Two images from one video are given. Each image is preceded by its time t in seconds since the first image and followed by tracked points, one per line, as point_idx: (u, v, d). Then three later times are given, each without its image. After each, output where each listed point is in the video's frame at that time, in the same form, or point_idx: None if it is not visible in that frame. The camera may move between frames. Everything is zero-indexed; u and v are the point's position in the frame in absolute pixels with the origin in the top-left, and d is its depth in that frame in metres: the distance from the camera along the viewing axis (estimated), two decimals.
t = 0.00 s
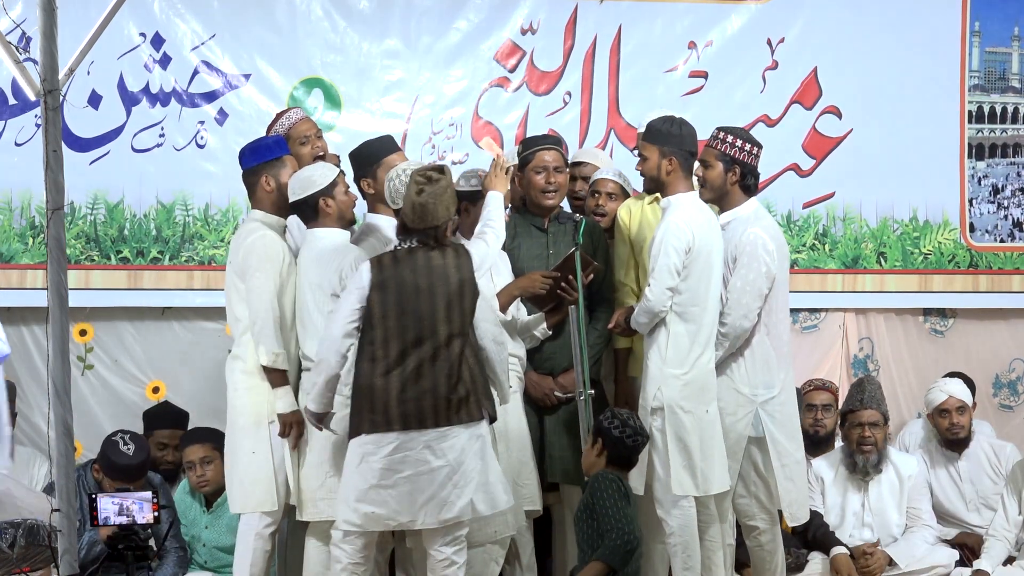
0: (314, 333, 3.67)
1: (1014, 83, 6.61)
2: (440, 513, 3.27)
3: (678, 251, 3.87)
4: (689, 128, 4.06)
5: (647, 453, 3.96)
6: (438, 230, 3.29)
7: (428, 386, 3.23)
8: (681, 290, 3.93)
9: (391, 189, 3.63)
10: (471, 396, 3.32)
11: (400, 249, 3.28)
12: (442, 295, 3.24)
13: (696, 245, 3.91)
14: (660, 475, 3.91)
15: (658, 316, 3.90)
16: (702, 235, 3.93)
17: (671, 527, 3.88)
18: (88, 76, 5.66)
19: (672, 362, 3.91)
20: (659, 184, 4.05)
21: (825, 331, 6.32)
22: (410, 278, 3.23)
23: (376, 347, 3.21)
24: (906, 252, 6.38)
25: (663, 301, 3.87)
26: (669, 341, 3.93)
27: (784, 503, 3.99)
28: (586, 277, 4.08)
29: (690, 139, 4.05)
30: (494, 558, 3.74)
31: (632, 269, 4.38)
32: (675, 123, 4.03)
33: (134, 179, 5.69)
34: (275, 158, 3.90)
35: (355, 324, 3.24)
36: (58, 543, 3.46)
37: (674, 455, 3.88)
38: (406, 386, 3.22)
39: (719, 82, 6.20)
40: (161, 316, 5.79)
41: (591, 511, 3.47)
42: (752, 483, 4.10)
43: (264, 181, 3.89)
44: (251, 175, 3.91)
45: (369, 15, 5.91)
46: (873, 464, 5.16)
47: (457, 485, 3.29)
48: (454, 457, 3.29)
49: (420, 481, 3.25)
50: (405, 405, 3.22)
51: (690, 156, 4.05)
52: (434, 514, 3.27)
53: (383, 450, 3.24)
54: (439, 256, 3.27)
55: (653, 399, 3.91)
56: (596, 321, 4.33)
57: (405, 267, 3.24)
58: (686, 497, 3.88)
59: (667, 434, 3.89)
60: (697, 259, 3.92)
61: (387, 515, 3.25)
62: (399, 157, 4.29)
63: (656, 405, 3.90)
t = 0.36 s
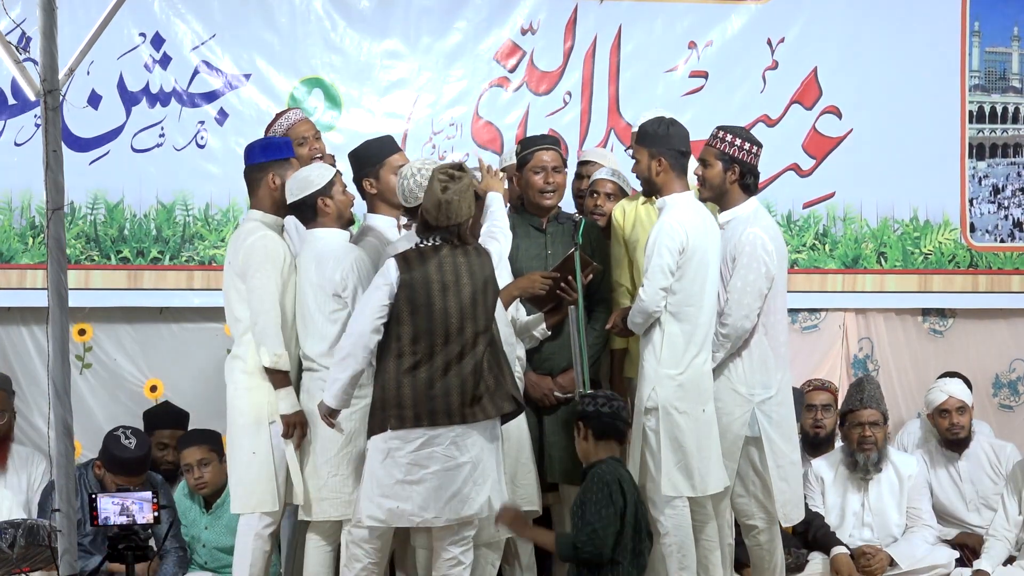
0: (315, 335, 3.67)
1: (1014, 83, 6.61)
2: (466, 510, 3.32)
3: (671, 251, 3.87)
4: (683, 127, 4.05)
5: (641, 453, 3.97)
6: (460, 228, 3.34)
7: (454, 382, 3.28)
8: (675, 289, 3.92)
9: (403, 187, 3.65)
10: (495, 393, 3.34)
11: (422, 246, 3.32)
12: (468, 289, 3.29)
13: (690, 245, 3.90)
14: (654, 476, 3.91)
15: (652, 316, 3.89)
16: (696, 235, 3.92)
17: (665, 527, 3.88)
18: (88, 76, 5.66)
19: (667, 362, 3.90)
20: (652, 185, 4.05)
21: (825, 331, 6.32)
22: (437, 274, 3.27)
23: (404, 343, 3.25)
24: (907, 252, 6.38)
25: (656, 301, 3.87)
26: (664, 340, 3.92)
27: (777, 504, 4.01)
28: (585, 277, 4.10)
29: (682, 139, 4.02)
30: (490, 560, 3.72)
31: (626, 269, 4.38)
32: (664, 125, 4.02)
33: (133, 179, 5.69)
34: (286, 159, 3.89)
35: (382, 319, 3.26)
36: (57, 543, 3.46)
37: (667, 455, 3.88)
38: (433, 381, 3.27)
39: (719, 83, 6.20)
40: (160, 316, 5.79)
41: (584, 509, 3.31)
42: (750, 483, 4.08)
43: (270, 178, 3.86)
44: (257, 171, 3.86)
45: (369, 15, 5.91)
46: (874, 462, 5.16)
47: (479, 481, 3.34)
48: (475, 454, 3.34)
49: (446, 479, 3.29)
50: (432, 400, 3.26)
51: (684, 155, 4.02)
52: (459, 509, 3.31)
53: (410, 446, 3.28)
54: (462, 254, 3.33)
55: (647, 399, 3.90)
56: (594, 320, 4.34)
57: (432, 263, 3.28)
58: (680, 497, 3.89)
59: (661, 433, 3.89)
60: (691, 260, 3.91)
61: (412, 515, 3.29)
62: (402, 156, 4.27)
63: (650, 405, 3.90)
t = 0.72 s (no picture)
0: (319, 337, 3.69)
1: (1014, 83, 6.61)
2: (475, 511, 3.33)
3: (666, 252, 3.88)
4: (679, 126, 4.04)
5: (636, 453, 3.98)
6: (466, 227, 3.33)
7: (463, 385, 3.27)
8: (671, 290, 3.93)
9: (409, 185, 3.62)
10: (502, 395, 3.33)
11: (429, 248, 3.30)
12: (476, 291, 3.29)
13: (685, 246, 3.90)
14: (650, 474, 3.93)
15: (647, 317, 3.91)
16: (692, 236, 3.92)
17: (662, 527, 3.89)
18: (88, 76, 5.67)
19: (662, 362, 3.91)
20: (649, 185, 4.05)
21: (826, 330, 6.32)
22: (444, 278, 3.26)
23: (414, 346, 3.23)
24: (907, 252, 6.38)
25: (651, 302, 3.89)
26: (659, 341, 3.92)
27: (774, 502, 4.01)
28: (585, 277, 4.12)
29: (678, 138, 4.02)
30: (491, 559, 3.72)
31: (623, 268, 4.39)
32: (663, 123, 4.01)
33: (134, 179, 5.69)
34: (291, 161, 3.90)
35: (390, 323, 3.24)
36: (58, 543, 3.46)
37: (663, 455, 3.89)
38: (443, 384, 3.26)
39: (719, 82, 6.20)
40: (160, 316, 5.80)
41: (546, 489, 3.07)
42: (749, 482, 4.08)
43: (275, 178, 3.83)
44: (262, 167, 3.84)
45: (370, 15, 5.92)
46: (875, 463, 5.16)
47: (488, 483, 3.35)
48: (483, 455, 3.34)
49: (455, 481, 3.30)
50: (443, 403, 3.25)
51: (679, 155, 4.02)
52: (469, 511, 3.32)
53: (420, 449, 3.28)
54: (469, 255, 3.31)
55: (643, 399, 3.92)
56: (593, 320, 4.34)
57: (438, 267, 3.26)
58: (676, 497, 3.89)
59: (656, 433, 3.90)
60: (687, 260, 3.91)
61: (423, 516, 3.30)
62: (402, 157, 4.27)
63: (645, 405, 3.91)
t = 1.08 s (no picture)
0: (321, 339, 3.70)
1: (1015, 83, 6.61)
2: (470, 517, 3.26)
3: (664, 252, 3.87)
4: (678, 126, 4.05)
5: (633, 453, 3.98)
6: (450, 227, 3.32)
7: (451, 393, 3.22)
8: (669, 290, 3.92)
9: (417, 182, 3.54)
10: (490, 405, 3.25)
11: (413, 251, 3.27)
12: (461, 297, 3.25)
13: (683, 245, 3.90)
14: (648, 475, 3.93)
15: (645, 317, 3.91)
16: (690, 236, 3.91)
17: (661, 527, 3.89)
18: (89, 76, 5.68)
19: (661, 363, 3.90)
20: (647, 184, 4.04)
21: (826, 330, 6.31)
22: (428, 284, 3.23)
23: (400, 352, 3.21)
24: (907, 252, 6.38)
25: (649, 302, 3.89)
26: (657, 341, 3.92)
27: (777, 502, 4.00)
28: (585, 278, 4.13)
29: (677, 138, 4.02)
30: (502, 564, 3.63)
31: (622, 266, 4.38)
32: (662, 123, 4.02)
33: (133, 179, 5.69)
34: (293, 162, 3.89)
35: (379, 329, 3.24)
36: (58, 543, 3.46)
37: (661, 456, 3.88)
38: (431, 391, 3.22)
39: (720, 83, 6.20)
40: (160, 316, 5.80)
41: (510, 501, 3.19)
42: (749, 482, 4.07)
43: (276, 179, 3.83)
44: (265, 167, 3.82)
45: (371, 15, 5.92)
46: (875, 465, 5.16)
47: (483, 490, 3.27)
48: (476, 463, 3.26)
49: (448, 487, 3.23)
50: (427, 410, 3.21)
51: (677, 155, 4.02)
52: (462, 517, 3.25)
53: (411, 454, 3.21)
54: (455, 259, 3.27)
55: (642, 399, 3.92)
56: (592, 320, 4.34)
57: (423, 272, 3.24)
58: (674, 498, 3.89)
59: (653, 433, 3.90)
60: (684, 260, 3.91)
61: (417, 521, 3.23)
62: (403, 158, 4.26)
63: (644, 405, 3.91)
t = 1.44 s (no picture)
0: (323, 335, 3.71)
1: (1016, 83, 6.61)
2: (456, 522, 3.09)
3: (665, 252, 3.87)
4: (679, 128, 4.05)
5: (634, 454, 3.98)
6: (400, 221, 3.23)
7: (416, 400, 3.10)
8: (671, 290, 3.92)
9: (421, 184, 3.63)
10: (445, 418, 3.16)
11: (370, 251, 3.14)
12: (422, 301, 3.16)
13: (684, 246, 3.90)
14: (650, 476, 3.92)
15: (648, 317, 3.90)
16: (691, 236, 3.91)
17: (658, 528, 3.90)
18: (89, 76, 5.68)
19: (662, 363, 3.90)
20: (647, 185, 4.04)
21: (825, 331, 6.30)
22: (390, 287, 3.12)
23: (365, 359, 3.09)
24: (908, 252, 6.37)
25: (651, 302, 3.89)
26: (659, 341, 3.92)
27: (786, 503, 4.01)
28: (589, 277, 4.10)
29: (677, 140, 4.02)
30: (496, 561, 3.49)
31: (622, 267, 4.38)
32: (661, 124, 4.01)
33: (133, 179, 5.69)
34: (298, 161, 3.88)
35: (345, 338, 3.09)
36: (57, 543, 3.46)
37: (662, 456, 3.88)
38: (399, 397, 3.10)
39: (720, 83, 6.20)
40: (160, 316, 5.79)
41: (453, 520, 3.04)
42: (754, 483, 4.08)
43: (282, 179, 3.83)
44: (270, 167, 3.82)
45: (371, 15, 5.92)
46: (875, 466, 5.15)
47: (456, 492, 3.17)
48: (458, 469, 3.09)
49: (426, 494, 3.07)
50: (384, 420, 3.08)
51: (678, 157, 4.02)
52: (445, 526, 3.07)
53: (384, 459, 3.07)
54: (414, 261, 3.17)
55: (643, 400, 3.92)
56: (594, 321, 4.34)
57: (384, 275, 3.12)
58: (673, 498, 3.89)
59: (655, 433, 3.90)
60: (686, 261, 3.91)
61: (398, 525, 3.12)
62: (404, 157, 4.26)
63: (646, 405, 3.91)
